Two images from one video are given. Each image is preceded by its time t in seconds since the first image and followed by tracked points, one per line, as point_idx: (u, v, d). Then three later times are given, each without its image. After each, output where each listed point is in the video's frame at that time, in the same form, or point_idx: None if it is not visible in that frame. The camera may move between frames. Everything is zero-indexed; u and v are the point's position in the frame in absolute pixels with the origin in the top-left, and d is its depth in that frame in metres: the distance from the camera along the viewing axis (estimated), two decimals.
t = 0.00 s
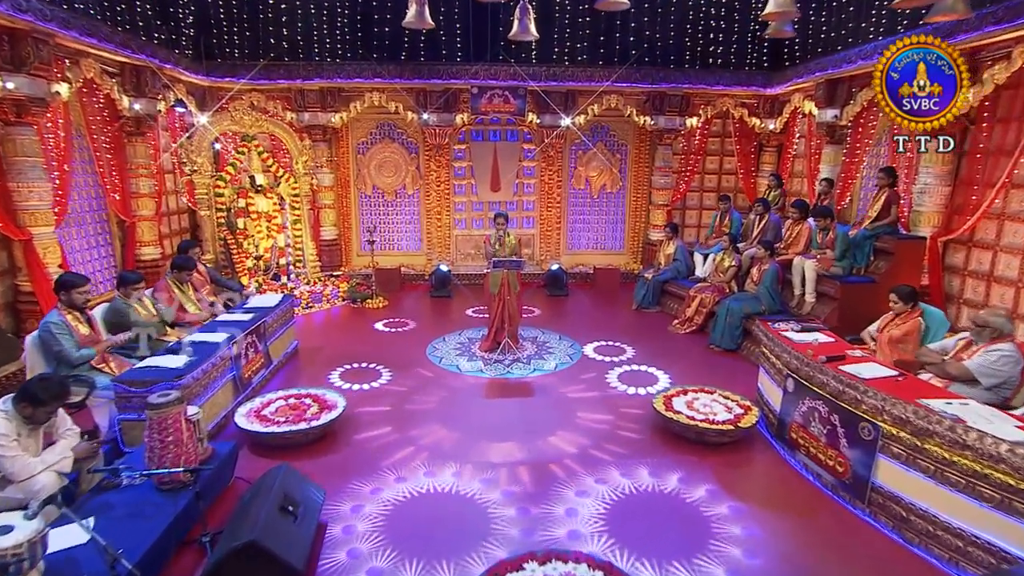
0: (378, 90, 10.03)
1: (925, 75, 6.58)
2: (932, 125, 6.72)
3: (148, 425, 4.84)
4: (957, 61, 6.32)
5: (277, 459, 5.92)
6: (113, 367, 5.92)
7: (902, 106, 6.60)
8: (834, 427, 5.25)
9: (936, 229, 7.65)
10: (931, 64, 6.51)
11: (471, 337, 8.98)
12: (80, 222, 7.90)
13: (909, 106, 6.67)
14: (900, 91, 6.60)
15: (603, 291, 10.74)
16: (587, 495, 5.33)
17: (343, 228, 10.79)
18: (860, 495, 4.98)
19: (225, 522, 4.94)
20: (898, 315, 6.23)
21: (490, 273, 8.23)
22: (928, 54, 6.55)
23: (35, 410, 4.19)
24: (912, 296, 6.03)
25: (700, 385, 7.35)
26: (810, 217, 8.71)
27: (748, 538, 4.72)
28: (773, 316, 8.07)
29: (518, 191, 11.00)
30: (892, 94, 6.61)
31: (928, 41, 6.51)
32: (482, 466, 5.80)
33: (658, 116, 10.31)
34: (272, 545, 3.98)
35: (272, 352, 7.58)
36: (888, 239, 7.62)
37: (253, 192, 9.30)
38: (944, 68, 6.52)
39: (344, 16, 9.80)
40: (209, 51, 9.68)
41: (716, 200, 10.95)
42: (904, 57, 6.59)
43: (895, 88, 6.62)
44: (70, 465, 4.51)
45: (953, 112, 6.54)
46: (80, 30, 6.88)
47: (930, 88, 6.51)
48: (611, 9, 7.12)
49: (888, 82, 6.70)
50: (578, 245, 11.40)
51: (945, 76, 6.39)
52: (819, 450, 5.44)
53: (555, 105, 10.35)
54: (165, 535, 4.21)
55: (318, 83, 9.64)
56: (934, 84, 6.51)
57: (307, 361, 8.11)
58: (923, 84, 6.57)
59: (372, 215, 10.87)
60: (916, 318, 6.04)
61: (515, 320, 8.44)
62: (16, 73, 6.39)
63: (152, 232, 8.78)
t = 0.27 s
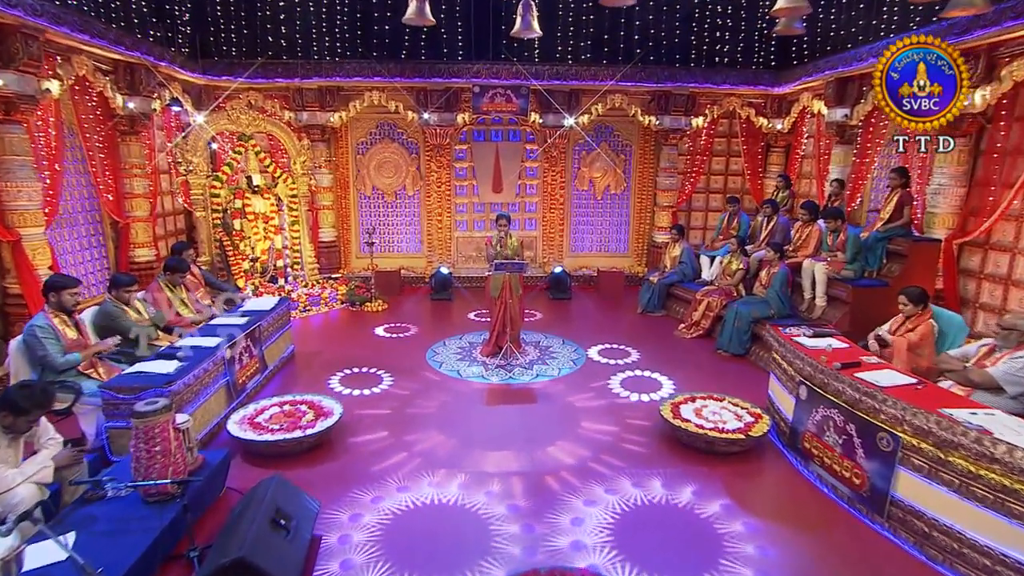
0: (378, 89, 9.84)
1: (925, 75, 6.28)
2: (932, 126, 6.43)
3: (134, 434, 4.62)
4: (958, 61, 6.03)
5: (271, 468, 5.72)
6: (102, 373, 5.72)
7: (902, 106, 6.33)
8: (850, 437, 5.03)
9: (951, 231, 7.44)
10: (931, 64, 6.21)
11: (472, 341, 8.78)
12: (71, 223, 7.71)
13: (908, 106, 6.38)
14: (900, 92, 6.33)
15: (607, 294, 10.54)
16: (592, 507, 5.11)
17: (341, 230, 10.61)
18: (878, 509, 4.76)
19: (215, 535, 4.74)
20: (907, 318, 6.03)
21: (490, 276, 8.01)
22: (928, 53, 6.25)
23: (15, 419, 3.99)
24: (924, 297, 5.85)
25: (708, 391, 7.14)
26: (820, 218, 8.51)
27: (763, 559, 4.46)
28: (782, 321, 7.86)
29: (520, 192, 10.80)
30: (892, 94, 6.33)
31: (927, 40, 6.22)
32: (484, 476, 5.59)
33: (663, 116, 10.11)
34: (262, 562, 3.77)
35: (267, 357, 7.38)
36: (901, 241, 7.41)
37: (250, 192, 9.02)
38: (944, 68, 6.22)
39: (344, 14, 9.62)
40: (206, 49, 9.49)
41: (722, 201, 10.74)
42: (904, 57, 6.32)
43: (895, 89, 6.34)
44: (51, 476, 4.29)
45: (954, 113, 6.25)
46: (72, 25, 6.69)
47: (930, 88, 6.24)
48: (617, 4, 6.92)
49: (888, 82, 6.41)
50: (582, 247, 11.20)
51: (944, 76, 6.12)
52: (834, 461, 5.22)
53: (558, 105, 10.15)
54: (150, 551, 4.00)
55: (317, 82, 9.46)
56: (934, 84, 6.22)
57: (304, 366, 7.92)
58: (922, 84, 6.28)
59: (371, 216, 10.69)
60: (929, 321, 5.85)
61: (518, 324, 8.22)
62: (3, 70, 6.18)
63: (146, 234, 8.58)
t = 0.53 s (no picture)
0: (378, 88, 9.68)
1: (924, 76, 6.31)
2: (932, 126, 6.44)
3: (121, 443, 4.43)
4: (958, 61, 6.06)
5: (265, 476, 5.55)
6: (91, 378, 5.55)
7: (902, 106, 6.32)
8: (865, 447, 4.84)
9: (964, 232, 7.27)
10: (930, 64, 6.24)
11: (473, 345, 8.60)
12: (64, 224, 7.55)
13: (908, 107, 6.38)
14: (899, 92, 6.33)
15: (611, 298, 10.36)
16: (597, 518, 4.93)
17: (340, 231, 10.44)
18: (895, 521, 4.58)
19: (205, 548, 4.56)
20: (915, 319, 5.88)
21: (492, 278, 7.85)
22: (928, 53, 6.27)
23: None
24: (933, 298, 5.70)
25: (714, 397, 6.95)
26: (828, 220, 8.33)
27: None
28: (790, 325, 7.68)
29: (522, 193, 10.63)
30: (892, 94, 6.32)
31: (927, 40, 6.25)
32: (485, 485, 5.41)
33: (668, 116, 9.95)
34: None
35: (263, 361, 7.21)
36: (913, 243, 7.22)
37: (247, 193, 8.94)
38: (944, 68, 6.24)
39: (344, 13, 9.48)
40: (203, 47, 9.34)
41: (727, 203, 10.56)
42: (904, 57, 6.32)
43: (895, 89, 6.33)
44: (34, 487, 4.10)
45: (954, 113, 6.27)
46: (64, 22, 6.53)
47: (930, 88, 6.24)
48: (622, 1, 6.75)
49: (887, 82, 6.42)
50: (585, 249, 11.03)
51: (944, 76, 6.14)
52: (848, 470, 5.03)
53: (561, 104, 10.01)
54: (135, 567, 3.81)
55: (315, 81, 9.33)
56: (934, 84, 6.23)
57: (301, 370, 7.76)
58: (922, 84, 6.29)
59: (371, 217, 10.52)
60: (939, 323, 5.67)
61: (519, 328, 8.05)
62: None
63: (141, 235, 8.42)
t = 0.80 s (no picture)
0: (378, 87, 9.52)
1: (925, 76, 6.31)
2: (931, 126, 6.47)
3: (105, 453, 4.21)
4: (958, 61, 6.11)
5: (258, 486, 5.35)
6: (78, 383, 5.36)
7: (903, 106, 6.31)
8: (883, 457, 4.63)
9: (980, 234, 7.07)
10: (931, 64, 6.25)
11: (474, 349, 8.40)
12: (54, 223, 7.37)
13: (908, 106, 6.40)
14: (900, 92, 6.30)
15: (615, 301, 10.15)
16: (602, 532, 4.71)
17: (339, 232, 10.25)
18: (916, 537, 4.36)
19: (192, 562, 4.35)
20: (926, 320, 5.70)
21: (493, 281, 7.67)
22: (928, 53, 6.29)
23: None
24: (944, 298, 5.50)
25: (722, 404, 6.74)
26: (839, 221, 8.12)
27: None
28: (800, 329, 7.47)
29: (524, 194, 10.43)
30: (893, 94, 6.30)
31: (927, 40, 6.26)
32: (486, 496, 5.20)
33: (673, 115, 9.76)
34: None
35: (258, 366, 7.01)
36: (927, 245, 7.01)
37: (244, 193, 8.75)
38: (944, 68, 6.28)
39: (343, 10, 9.27)
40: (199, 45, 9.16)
41: (734, 204, 10.35)
42: (904, 57, 6.31)
43: (896, 89, 6.30)
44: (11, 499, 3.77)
45: (954, 112, 6.31)
46: (54, 17, 6.34)
47: (930, 88, 6.26)
48: None
49: (888, 82, 6.39)
50: (588, 251, 10.83)
51: (945, 76, 6.17)
52: (865, 482, 4.82)
53: (564, 103, 9.81)
54: None
55: (314, 79, 9.18)
56: (934, 84, 6.26)
57: (298, 375, 7.56)
58: (922, 84, 6.30)
59: (370, 219, 10.33)
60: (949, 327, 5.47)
61: (521, 332, 7.85)
62: None
63: (135, 236, 8.22)
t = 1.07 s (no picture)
0: (377, 85, 9.37)
1: (924, 75, 6.18)
2: (930, 127, 6.30)
3: (86, 462, 4.01)
4: (958, 61, 5.98)
5: (249, 495, 5.15)
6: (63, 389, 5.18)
7: (903, 106, 6.13)
8: (901, 468, 4.42)
9: (996, 235, 6.89)
10: (931, 64, 6.11)
11: (474, 353, 8.20)
12: (43, 223, 7.19)
13: (908, 106, 6.22)
14: (900, 92, 6.13)
15: (618, 303, 9.95)
16: (608, 544, 4.51)
17: (337, 233, 10.06)
18: (937, 552, 4.15)
19: None
20: (936, 323, 5.53)
21: (494, 283, 7.49)
22: (928, 53, 6.14)
23: None
24: (953, 299, 5.31)
25: (730, 411, 6.53)
26: (850, 222, 7.91)
27: None
28: (810, 333, 7.26)
29: (526, 194, 10.23)
30: (893, 94, 6.11)
31: (927, 40, 6.11)
32: (486, 506, 5.00)
33: (678, 114, 9.57)
34: None
35: (252, 370, 6.82)
36: (941, 247, 6.81)
37: (239, 193, 8.58)
38: (944, 68, 6.13)
39: (342, 6, 8.87)
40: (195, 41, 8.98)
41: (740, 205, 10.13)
42: (904, 56, 6.14)
43: (896, 89, 6.12)
44: None
45: (953, 112, 6.17)
46: (43, 10, 6.14)
47: (931, 88, 6.09)
48: None
49: (887, 82, 6.21)
50: (591, 253, 10.63)
51: (945, 76, 6.02)
52: (882, 494, 4.59)
53: (567, 102, 9.66)
54: None
55: (312, 76, 9.05)
56: (935, 84, 6.09)
57: (293, 379, 7.36)
58: (922, 84, 6.14)
59: (369, 219, 10.14)
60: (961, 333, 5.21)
61: (523, 335, 7.65)
62: None
63: (128, 236, 8.02)
